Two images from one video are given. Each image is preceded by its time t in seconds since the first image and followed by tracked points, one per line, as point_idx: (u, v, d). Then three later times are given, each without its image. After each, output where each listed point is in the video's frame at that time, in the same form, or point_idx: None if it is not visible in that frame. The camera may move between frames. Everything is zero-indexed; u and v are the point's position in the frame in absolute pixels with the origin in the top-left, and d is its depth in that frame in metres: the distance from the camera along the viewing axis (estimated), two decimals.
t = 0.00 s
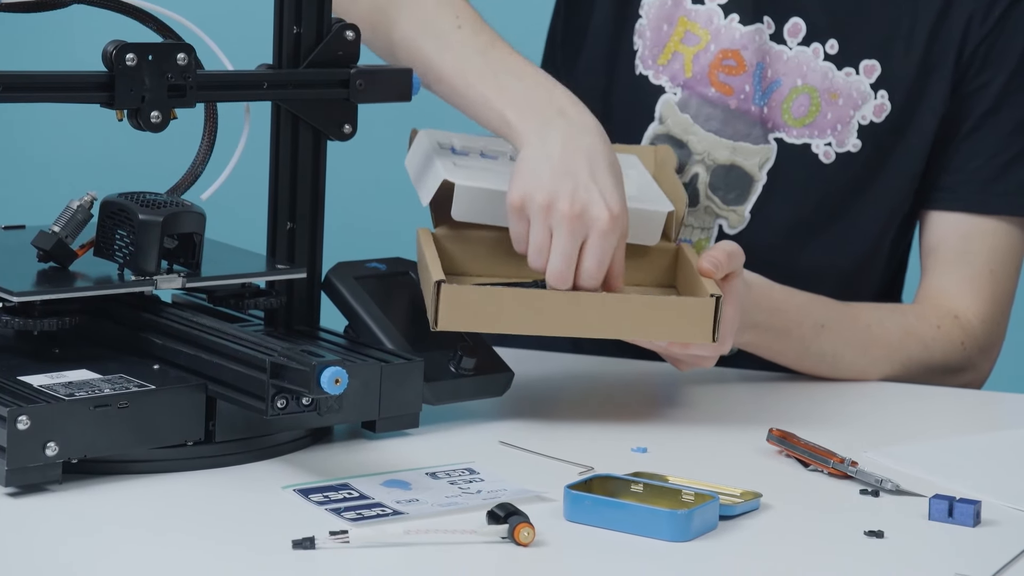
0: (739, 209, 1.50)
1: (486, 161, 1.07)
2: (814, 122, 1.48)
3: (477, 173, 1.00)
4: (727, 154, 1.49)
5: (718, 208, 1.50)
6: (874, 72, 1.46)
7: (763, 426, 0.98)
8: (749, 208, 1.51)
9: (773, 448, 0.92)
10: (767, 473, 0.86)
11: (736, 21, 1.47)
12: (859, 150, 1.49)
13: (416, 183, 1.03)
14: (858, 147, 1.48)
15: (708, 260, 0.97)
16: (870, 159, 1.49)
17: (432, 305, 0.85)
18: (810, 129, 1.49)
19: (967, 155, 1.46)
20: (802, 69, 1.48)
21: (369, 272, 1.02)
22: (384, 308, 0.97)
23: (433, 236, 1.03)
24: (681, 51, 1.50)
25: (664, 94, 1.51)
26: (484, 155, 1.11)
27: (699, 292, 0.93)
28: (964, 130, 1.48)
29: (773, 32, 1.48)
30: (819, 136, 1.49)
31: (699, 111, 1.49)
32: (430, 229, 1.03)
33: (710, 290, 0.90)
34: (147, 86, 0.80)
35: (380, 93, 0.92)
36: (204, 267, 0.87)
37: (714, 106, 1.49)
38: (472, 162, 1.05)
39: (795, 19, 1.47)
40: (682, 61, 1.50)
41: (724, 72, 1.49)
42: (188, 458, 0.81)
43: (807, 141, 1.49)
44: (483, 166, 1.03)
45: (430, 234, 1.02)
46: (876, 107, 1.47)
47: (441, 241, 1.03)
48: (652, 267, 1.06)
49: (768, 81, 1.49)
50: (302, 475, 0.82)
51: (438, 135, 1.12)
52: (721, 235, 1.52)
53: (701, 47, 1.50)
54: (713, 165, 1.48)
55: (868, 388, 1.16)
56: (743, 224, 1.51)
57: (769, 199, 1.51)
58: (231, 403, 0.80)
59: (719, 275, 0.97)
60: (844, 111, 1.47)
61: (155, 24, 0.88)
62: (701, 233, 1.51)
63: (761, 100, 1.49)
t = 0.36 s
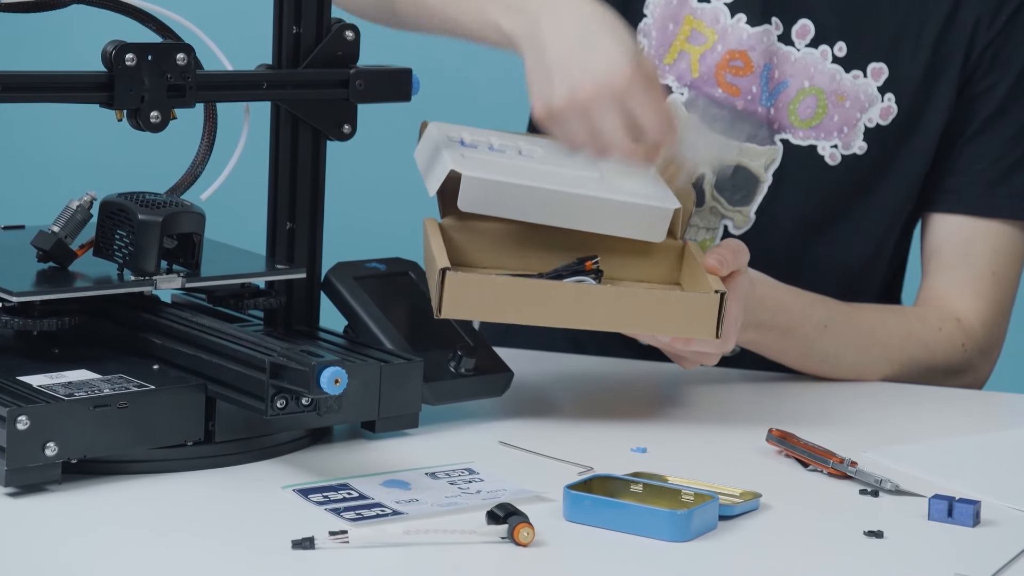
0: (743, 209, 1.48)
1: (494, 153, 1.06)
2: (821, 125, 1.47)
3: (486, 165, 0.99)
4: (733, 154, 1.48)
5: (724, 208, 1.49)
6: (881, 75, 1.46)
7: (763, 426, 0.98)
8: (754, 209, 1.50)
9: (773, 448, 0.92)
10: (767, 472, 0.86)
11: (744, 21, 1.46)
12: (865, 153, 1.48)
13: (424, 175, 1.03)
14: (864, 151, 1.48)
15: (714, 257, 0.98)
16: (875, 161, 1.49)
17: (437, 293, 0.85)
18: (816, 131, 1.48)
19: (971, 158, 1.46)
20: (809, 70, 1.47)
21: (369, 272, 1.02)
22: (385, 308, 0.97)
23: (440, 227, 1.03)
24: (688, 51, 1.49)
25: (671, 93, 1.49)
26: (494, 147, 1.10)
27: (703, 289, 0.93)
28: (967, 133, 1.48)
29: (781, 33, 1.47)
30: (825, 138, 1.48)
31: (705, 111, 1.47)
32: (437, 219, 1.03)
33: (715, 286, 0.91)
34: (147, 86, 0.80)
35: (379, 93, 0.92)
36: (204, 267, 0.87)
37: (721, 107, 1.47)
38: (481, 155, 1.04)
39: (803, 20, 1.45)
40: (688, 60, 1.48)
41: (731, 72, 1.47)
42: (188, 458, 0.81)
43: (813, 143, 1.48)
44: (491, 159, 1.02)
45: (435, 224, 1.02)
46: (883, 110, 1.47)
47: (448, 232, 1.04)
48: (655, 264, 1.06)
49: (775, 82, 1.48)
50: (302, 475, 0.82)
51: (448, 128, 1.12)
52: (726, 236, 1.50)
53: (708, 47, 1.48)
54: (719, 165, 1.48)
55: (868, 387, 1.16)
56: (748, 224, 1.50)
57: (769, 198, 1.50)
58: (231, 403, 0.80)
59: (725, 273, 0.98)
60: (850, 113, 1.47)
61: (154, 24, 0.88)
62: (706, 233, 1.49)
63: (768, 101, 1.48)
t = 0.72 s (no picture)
0: (744, 207, 1.49)
1: (494, 152, 1.06)
2: (819, 124, 1.48)
3: (485, 166, 0.99)
4: (736, 152, 1.48)
5: (725, 207, 1.49)
6: (880, 76, 1.46)
7: (762, 427, 0.98)
8: (755, 207, 1.50)
9: (773, 447, 0.92)
10: (767, 472, 0.86)
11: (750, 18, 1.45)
12: (863, 154, 1.48)
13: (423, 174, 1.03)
14: (863, 151, 1.48)
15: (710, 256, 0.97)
16: (875, 159, 1.48)
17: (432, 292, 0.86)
18: (815, 131, 1.48)
19: (972, 159, 1.46)
20: (810, 70, 1.47)
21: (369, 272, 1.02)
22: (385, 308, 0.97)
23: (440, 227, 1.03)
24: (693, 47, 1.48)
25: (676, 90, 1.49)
26: (495, 146, 1.09)
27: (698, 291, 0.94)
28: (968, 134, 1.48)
29: (784, 32, 1.47)
30: (824, 138, 1.48)
31: (709, 107, 1.48)
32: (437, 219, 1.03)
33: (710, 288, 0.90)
34: (147, 87, 0.80)
35: (379, 93, 0.92)
36: (203, 267, 0.86)
37: (723, 103, 1.48)
38: (482, 154, 1.04)
39: (804, 21, 1.46)
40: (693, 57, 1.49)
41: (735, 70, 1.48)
42: (188, 458, 0.81)
43: (812, 142, 1.48)
44: (491, 159, 1.03)
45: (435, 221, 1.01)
46: (881, 111, 1.47)
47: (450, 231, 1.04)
48: (655, 263, 1.06)
49: (776, 81, 1.48)
50: (301, 475, 0.82)
51: (450, 126, 1.11)
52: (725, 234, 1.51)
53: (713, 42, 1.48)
54: (722, 163, 1.48)
55: (868, 387, 1.16)
56: (749, 223, 1.50)
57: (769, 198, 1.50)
58: (231, 404, 0.80)
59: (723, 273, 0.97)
60: (849, 114, 1.47)
61: (154, 25, 0.88)
62: (707, 231, 1.49)
63: (770, 100, 1.48)
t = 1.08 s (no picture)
0: (771, 231, 1.45)
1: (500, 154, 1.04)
2: (846, 141, 1.42)
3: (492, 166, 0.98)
4: (761, 175, 1.42)
5: (751, 230, 1.45)
6: (901, 87, 1.40)
7: (762, 426, 0.98)
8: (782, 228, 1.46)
9: (772, 447, 0.92)
10: (768, 472, 0.86)
11: (769, 40, 1.38)
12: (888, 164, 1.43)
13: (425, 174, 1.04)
14: (887, 162, 1.43)
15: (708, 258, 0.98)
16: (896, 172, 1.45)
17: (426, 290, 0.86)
18: (841, 148, 1.42)
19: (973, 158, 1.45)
20: (831, 86, 1.40)
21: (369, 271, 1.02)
22: (385, 307, 0.97)
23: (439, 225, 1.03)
24: (713, 71, 1.41)
25: (695, 116, 1.42)
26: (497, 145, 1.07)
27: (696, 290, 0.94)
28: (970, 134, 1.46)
29: (802, 51, 1.39)
30: (851, 154, 1.42)
31: (733, 134, 1.41)
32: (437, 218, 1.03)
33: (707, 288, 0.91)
34: (147, 87, 0.80)
35: (379, 93, 0.92)
36: (203, 267, 0.86)
37: (748, 129, 1.41)
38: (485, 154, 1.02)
39: (824, 37, 1.38)
40: (714, 81, 1.41)
41: (757, 93, 1.40)
42: (188, 458, 0.81)
43: (839, 160, 1.43)
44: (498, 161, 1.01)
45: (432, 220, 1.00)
46: (904, 120, 1.42)
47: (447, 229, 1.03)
48: (657, 265, 1.06)
49: (798, 101, 1.41)
50: (302, 475, 0.82)
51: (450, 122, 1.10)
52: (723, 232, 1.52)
53: (733, 66, 1.40)
54: (747, 188, 1.42)
55: (867, 387, 1.16)
56: (775, 244, 1.46)
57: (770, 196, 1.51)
58: (231, 404, 0.80)
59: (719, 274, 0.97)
60: (874, 127, 1.41)
61: (155, 25, 0.88)
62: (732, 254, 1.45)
63: (794, 121, 1.41)
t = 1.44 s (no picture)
0: (787, 243, 1.46)
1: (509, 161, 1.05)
2: (862, 151, 1.44)
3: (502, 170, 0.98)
4: (779, 191, 1.44)
5: (767, 242, 1.46)
6: (914, 94, 1.42)
7: (762, 426, 0.98)
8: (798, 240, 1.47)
9: (772, 447, 0.92)
10: (767, 472, 0.86)
11: (790, 54, 1.41)
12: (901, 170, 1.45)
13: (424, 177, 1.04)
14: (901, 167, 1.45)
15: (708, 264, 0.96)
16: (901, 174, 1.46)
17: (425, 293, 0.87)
18: (857, 157, 1.44)
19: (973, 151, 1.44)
20: (844, 97, 1.43)
21: (369, 271, 1.01)
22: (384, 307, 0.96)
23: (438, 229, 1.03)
24: (737, 86, 1.43)
25: (718, 131, 1.44)
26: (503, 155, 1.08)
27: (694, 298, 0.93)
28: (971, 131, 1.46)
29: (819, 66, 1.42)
30: (866, 163, 1.45)
31: (756, 148, 1.43)
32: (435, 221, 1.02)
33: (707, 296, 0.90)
34: (147, 87, 0.80)
35: (378, 93, 0.92)
36: (203, 267, 0.86)
37: (767, 143, 1.43)
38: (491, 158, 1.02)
39: (839, 50, 1.41)
40: (738, 95, 1.43)
41: (778, 109, 1.42)
42: (188, 458, 0.81)
43: (856, 169, 1.45)
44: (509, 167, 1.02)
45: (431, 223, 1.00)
46: (916, 127, 1.44)
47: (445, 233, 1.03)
48: (661, 267, 1.05)
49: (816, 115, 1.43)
50: (301, 475, 0.82)
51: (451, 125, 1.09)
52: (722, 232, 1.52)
53: (756, 81, 1.43)
54: (765, 203, 1.44)
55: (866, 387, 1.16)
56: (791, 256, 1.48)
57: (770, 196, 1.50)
58: (232, 403, 0.80)
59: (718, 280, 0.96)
60: (888, 135, 1.44)
61: (155, 24, 0.88)
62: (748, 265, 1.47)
63: (814, 135, 1.43)
